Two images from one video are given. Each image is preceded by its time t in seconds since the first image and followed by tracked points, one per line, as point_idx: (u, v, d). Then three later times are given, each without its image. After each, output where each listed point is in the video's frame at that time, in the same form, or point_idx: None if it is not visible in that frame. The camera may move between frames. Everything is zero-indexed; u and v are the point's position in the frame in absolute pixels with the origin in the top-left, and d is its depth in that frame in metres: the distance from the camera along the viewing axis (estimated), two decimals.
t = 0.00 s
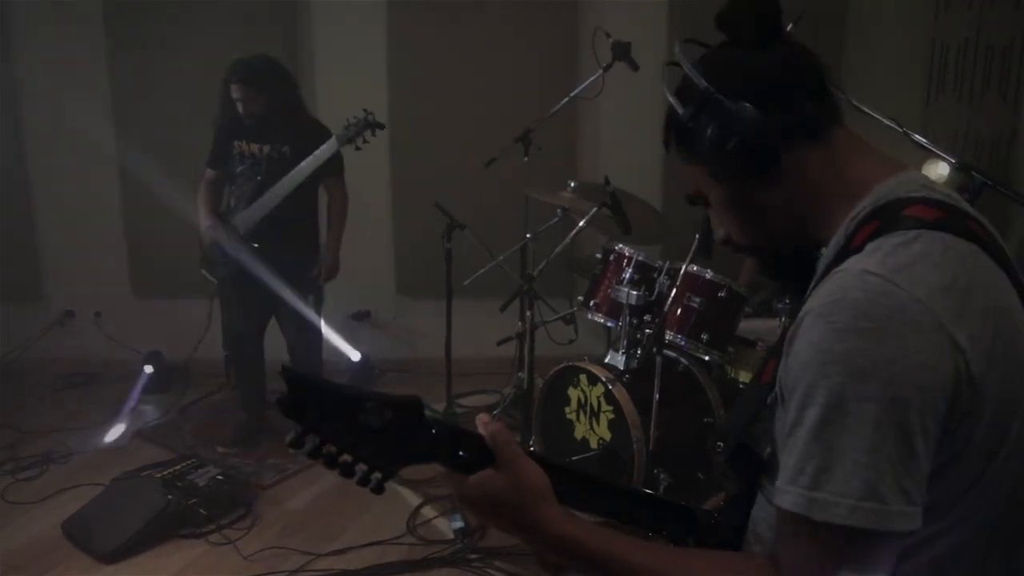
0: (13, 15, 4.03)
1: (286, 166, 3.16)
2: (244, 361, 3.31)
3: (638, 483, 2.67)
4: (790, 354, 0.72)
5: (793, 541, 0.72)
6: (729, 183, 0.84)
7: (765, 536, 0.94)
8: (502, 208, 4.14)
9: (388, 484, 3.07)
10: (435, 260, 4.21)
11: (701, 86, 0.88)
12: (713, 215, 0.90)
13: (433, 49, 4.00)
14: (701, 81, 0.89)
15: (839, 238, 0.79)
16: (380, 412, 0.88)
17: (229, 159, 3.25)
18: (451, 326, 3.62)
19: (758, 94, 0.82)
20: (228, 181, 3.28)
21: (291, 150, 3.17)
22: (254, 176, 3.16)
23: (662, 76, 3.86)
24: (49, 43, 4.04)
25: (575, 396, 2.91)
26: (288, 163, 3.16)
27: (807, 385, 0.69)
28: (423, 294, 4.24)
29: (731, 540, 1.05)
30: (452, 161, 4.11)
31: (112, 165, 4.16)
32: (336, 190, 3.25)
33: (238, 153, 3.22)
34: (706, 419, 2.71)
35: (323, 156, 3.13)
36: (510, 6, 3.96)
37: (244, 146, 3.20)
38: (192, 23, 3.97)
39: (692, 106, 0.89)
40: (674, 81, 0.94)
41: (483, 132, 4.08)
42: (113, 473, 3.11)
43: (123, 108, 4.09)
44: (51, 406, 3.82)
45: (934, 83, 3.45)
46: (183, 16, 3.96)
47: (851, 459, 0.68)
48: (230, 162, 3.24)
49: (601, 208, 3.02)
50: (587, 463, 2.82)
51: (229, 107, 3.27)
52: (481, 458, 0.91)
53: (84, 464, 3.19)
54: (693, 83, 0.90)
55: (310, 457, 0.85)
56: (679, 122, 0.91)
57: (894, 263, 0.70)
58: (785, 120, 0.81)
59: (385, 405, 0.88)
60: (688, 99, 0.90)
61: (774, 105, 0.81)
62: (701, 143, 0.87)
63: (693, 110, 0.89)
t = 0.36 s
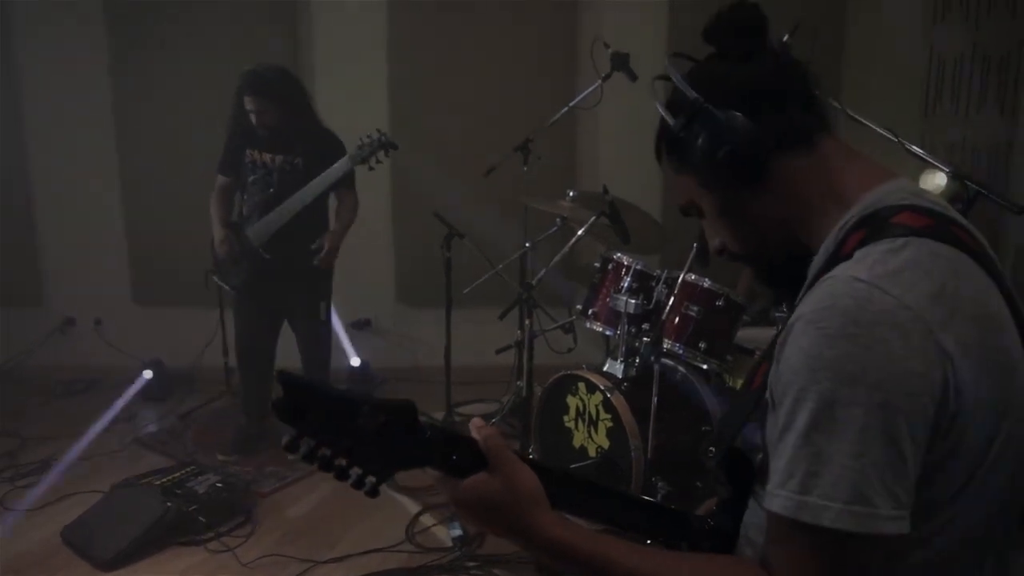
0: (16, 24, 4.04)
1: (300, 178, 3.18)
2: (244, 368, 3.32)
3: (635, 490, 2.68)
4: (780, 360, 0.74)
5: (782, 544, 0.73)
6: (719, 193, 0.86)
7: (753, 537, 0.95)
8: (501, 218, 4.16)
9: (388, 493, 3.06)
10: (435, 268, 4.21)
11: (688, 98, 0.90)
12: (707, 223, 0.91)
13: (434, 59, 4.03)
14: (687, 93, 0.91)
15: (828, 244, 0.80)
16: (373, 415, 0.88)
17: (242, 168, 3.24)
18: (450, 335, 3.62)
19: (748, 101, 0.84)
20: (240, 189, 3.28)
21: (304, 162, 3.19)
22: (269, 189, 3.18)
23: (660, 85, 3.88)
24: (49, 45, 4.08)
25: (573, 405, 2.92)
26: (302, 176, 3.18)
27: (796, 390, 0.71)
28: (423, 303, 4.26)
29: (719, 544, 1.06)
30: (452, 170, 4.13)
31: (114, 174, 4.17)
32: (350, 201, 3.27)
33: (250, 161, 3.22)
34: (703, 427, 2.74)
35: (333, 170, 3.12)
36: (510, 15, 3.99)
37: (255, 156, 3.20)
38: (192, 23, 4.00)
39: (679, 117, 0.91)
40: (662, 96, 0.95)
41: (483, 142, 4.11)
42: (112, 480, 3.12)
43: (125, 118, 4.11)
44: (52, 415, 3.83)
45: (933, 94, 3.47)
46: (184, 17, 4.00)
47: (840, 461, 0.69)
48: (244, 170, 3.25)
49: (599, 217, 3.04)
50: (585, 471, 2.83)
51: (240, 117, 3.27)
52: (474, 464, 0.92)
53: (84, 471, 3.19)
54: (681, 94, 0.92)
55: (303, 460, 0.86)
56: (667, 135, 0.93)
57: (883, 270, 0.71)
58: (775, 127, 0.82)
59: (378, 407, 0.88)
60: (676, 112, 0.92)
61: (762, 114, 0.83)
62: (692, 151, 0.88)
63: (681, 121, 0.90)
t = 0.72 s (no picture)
0: (16, 25, 4.02)
1: (306, 182, 3.18)
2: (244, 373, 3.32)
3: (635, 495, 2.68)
4: (794, 363, 0.74)
5: (796, 545, 0.74)
6: (737, 191, 0.86)
7: (764, 540, 0.96)
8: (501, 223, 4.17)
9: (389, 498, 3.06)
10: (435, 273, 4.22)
11: (709, 95, 0.90)
12: (720, 223, 0.92)
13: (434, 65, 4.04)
14: (707, 90, 0.91)
15: (842, 248, 0.81)
16: (389, 413, 0.91)
17: (248, 173, 3.26)
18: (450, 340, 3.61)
19: (770, 101, 0.85)
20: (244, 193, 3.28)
21: (308, 167, 3.19)
22: (274, 194, 3.19)
23: (660, 91, 3.90)
24: (49, 45, 4.05)
25: (573, 410, 2.92)
26: (308, 181, 3.18)
27: (811, 392, 0.71)
28: (423, 308, 4.26)
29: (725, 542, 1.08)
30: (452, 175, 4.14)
31: (114, 175, 4.16)
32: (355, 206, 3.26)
33: (257, 166, 3.24)
34: (704, 432, 2.74)
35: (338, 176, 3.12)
36: (509, 20, 4.02)
37: (262, 160, 3.22)
38: (191, 25, 4.01)
39: (699, 114, 0.91)
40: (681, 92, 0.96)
41: (483, 148, 4.12)
42: (112, 485, 3.12)
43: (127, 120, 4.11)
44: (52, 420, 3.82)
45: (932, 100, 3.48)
46: (183, 17, 4.00)
47: (854, 462, 0.70)
48: (249, 174, 3.25)
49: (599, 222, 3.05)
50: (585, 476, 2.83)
51: (244, 123, 3.27)
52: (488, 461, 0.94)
53: (84, 477, 3.19)
54: (701, 92, 0.92)
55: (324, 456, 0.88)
56: (685, 131, 0.93)
57: (897, 274, 0.72)
58: (798, 129, 0.83)
59: (395, 405, 0.91)
60: (696, 109, 0.92)
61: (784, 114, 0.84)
62: (710, 149, 0.89)
63: (700, 117, 0.91)
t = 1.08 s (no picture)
0: (16, 25, 4.01)
1: (308, 187, 3.19)
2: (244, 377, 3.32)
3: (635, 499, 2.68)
4: (800, 365, 0.75)
5: (799, 544, 0.74)
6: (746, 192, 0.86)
7: (767, 540, 0.96)
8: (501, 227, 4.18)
9: (390, 502, 3.05)
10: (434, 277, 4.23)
11: (723, 94, 0.91)
12: (727, 224, 0.92)
13: (434, 69, 4.05)
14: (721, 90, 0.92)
15: (848, 251, 0.82)
16: (395, 406, 0.92)
17: (250, 177, 3.26)
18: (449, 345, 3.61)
19: (785, 101, 0.86)
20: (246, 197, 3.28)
21: (310, 171, 3.20)
22: (275, 199, 3.20)
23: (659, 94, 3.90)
24: (49, 45, 4.05)
25: (573, 414, 2.92)
26: (309, 185, 3.19)
27: (816, 393, 0.72)
28: (422, 312, 4.26)
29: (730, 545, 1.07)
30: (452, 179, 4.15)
31: (114, 175, 4.16)
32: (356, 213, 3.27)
33: (259, 171, 3.24)
34: (703, 436, 2.75)
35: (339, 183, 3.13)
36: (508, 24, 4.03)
37: (264, 165, 3.22)
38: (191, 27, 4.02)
39: (712, 113, 0.92)
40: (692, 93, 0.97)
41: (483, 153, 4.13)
42: (112, 491, 3.11)
43: (127, 121, 4.11)
44: (52, 425, 3.82)
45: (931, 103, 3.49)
46: (183, 17, 4.01)
47: (859, 464, 0.70)
48: (251, 180, 3.26)
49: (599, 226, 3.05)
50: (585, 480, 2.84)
51: (246, 129, 3.27)
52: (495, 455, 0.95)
53: (84, 482, 3.18)
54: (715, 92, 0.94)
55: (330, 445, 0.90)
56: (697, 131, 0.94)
57: (902, 277, 0.72)
58: (811, 128, 0.84)
59: (400, 398, 0.92)
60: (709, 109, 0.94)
61: (797, 114, 0.85)
62: (719, 150, 0.89)
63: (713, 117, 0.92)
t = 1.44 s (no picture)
0: (16, 25, 4.03)
1: (308, 189, 3.20)
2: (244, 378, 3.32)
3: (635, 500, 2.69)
4: (796, 365, 0.75)
5: (794, 542, 0.74)
6: (747, 189, 0.87)
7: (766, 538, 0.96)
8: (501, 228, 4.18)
9: (389, 504, 3.05)
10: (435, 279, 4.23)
11: (722, 90, 0.91)
12: (728, 219, 0.92)
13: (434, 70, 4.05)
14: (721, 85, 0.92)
15: (847, 250, 0.82)
16: (394, 402, 0.92)
17: (250, 179, 3.26)
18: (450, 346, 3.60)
19: (783, 98, 0.85)
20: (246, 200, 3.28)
21: (310, 173, 3.20)
22: (275, 203, 3.21)
23: (659, 95, 3.90)
24: (49, 45, 4.06)
25: (573, 415, 2.92)
26: (309, 187, 3.20)
27: (812, 392, 0.72)
28: (422, 313, 4.27)
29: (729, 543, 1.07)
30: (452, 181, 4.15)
31: (114, 175, 4.17)
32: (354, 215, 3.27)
33: (258, 174, 3.24)
34: (704, 438, 2.76)
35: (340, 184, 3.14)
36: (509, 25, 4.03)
37: (264, 168, 3.22)
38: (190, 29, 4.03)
39: (712, 109, 0.92)
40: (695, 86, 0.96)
41: (484, 154, 4.13)
42: (112, 492, 3.11)
43: (127, 122, 4.11)
44: (52, 427, 3.82)
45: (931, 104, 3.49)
46: (183, 17, 4.01)
47: (855, 463, 0.70)
48: (251, 184, 3.26)
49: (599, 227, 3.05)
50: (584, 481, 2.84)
51: (246, 132, 3.28)
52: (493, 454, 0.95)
53: (85, 483, 3.19)
54: (715, 87, 0.93)
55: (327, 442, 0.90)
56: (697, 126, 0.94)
57: (900, 277, 0.73)
58: (809, 126, 0.84)
59: (399, 394, 0.92)
60: (709, 104, 0.93)
61: (795, 112, 0.84)
62: (720, 146, 0.89)
63: (712, 113, 0.91)
